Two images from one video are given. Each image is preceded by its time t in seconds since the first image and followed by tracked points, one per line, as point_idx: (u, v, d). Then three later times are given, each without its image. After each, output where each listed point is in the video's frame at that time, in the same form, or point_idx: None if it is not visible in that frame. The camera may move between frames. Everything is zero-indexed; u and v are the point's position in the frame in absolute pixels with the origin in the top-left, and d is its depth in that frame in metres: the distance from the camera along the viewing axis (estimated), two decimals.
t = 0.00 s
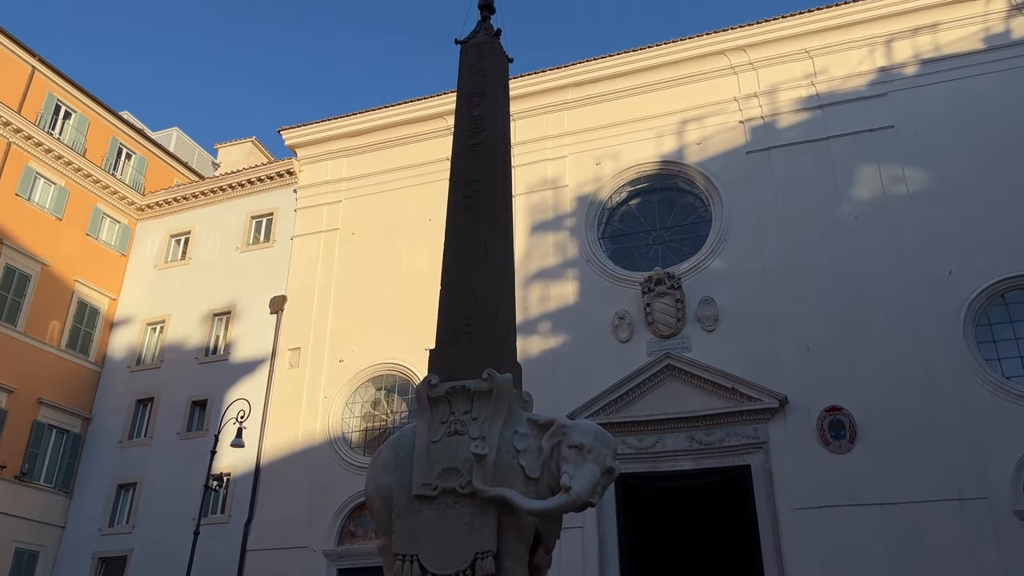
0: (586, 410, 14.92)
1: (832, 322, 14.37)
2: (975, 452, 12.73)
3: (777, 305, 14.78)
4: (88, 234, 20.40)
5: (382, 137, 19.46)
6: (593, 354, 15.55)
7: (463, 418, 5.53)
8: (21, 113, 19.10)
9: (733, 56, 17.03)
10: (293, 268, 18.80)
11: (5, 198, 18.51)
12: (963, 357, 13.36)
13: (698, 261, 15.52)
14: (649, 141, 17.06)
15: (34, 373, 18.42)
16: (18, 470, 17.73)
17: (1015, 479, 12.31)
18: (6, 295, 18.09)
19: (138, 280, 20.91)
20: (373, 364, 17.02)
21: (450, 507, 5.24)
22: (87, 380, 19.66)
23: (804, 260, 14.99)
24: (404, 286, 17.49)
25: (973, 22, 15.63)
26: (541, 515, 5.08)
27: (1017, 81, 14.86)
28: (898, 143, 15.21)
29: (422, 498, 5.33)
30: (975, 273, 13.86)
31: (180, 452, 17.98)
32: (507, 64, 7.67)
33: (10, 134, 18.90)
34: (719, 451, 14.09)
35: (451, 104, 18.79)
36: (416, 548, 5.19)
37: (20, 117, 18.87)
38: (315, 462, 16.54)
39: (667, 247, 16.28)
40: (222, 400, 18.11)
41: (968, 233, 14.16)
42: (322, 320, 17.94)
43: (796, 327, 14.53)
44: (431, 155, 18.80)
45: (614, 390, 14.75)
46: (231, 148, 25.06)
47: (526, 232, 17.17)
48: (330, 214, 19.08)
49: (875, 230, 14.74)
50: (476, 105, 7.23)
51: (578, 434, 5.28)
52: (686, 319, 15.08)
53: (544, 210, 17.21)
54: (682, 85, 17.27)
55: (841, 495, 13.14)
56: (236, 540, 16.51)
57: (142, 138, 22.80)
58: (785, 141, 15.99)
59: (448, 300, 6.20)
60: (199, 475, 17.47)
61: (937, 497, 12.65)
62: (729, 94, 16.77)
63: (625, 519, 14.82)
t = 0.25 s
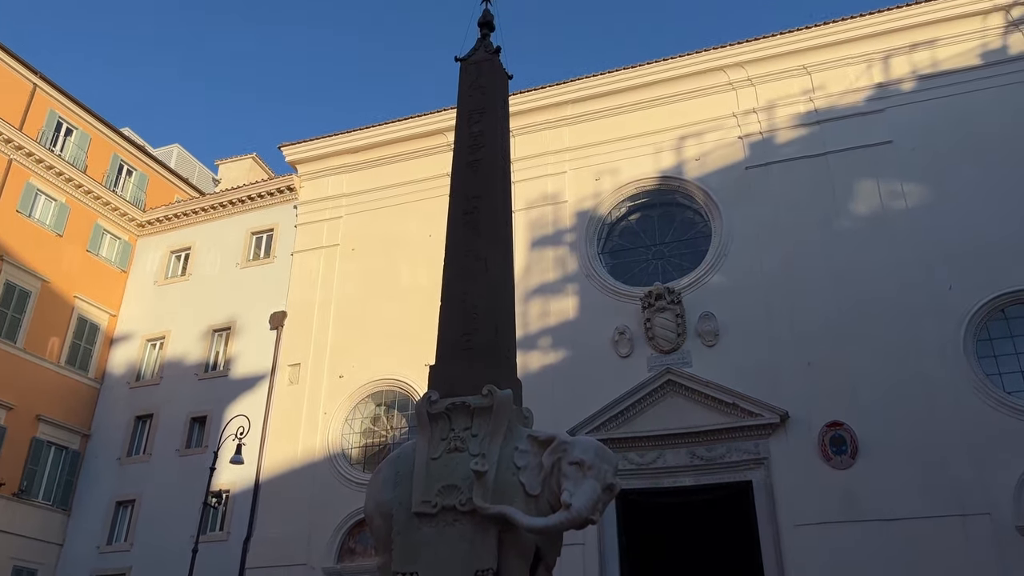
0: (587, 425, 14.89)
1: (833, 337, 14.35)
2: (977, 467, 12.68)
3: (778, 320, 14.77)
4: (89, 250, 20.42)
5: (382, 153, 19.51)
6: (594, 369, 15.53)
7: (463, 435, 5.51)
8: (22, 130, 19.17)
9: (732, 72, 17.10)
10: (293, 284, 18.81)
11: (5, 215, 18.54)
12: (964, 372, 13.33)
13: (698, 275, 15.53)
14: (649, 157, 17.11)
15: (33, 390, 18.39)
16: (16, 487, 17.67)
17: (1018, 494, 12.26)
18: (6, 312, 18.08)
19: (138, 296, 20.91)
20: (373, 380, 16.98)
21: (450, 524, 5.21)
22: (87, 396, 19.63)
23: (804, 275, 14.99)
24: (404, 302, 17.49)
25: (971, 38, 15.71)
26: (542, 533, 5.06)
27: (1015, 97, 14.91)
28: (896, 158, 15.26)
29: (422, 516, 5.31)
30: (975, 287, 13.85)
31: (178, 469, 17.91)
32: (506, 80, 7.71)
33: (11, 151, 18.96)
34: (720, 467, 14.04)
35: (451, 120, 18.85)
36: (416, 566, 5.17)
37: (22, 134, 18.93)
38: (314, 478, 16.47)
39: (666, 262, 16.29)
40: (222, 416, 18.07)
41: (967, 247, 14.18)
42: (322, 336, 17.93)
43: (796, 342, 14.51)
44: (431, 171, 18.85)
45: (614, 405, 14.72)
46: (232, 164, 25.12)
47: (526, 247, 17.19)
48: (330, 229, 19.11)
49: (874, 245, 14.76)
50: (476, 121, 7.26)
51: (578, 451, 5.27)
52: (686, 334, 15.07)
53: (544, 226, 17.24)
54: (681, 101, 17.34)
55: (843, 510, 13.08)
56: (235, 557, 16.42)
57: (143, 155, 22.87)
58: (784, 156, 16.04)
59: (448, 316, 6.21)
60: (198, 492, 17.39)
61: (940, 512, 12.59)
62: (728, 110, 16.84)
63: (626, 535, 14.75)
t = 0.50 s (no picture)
0: (587, 442, 14.84)
1: (833, 353, 14.33)
2: (979, 482, 12.62)
3: (778, 335, 14.75)
4: (89, 267, 20.44)
5: (382, 170, 19.55)
6: (594, 385, 15.49)
7: (462, 452, 5.49)
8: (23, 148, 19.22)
9: (730, 88, 17.17)
10: (293, 300, 18.80)
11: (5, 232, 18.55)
12: (965, 387, 13.29)
13: (698, 291, 15.52)
14: (648, 173, 17.16)
15: (32, 407, 18.34)
16: (14, 505, 17.58)
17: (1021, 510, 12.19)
18: (6, 328, 18.07)
19: (138, 313, 20.89)
20: (373, 396, 16.93)
21: (449, 542, 5.18)
22: (86, 413, 19.58)
23: (803, 290, 14.99)
24: (405, 318, 17.47)
25: (968, 54, 15.80)
26: (542, 551, 5.02)
27: (1013, 112, 14.96)
28: (895, 173, 15.29)
29: (421, 533, 5.28)
30: (976, 302, 13.84)
31: (177, 486, 17.83)
32: (506, 97, 7.73)
33: (12, 168, 19.00)
34: (721, 483, 13.97)
35: (451, 136, 18.91)
36: None
37: (23, 151, 18.98)
38: (314, 495, 16.39)
39: (667, 277, 16.28)
40: (221, 433, 18.00)
41: (966, 262, 14.18)
42: (322, 352, 17.90)
43: (797, 357, 14.49)
44: (431, 187, 18.89)
45: (615, 421, 14.68)
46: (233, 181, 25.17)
47: (526, 263, 17.19)
48: (330, 246, 19.12)
49: (874, 260, 14.76)
50: (475, 138, 7.27)
51: (579, 468, 5.24)
52: (686, 350, 15.05)
53: (544, 242, 17.25)
54: (680, 117, 17.41)
55: (845, 527, 13.00)
56: None
57: (144, 172, 22.92)
58: (783, 171, 16.07)
59: (448, 332, 6.20)
60: (197, 510, 17.30)
61: (942, 528, 12.52)
62: (727, 126, 16.90)
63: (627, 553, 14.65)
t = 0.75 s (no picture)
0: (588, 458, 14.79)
1: (834, 368, 14.29)
2: (981, 498, 12.56)
3: (779, 350, 14.73)
4: (89, 283, 20.46)
5: (382, 185, 19.60)
6: (594, 401, 15.45)
7: (462, 469, 5.48)
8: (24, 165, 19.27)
9: (729, 104, 17.24)
10: (293, 316, 18.78)
11: (6, 249, 18.57)
12: (966, 402, 13.26)
13: (698, 306, 15.52)
14: (648, 188, 17.20)
15: (31, 424, 18.28)
16: (12, 522, 17.50)
17: None
18: (5, 345, 18.05)
19: (137, 329, 20.88)
20: (373, 412, 16.88)
21: (449, 560, 5.16)
22: (85, 431, 19.52)
23: (803, 305, 14.99)
24: (405, 334, 17.45)
25: (965, 70, 15.88)
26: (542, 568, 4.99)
27: (1011, 128, 15.01)
28: (893, 189, 15.32)
29: (420, 551, 5.25)
30: (976, 318, 13.83)
31: (176, 503, 17.74)
32: (505, 114, 7.76)
33: (13, 185, 19.05)
34: (723, 499, 13.91)
35: (451, 152, 18.96)
36: None
37: (24, 168, 19.03)
38: (313, 512, 16.31)
39: (666, 292, 16.28)
40: (221, 450, 17.94)
41: (966, 277, 14.18)
42: (321, 368, 17.86)
43: (797, 372, 14.46)
44: (431, 202, 18.93)
45: (615, 437, 14.63)
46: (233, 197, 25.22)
47: (526, 278, 17.20)
48: (331, 261, 19.14)
49: (874, 275, 14.76)
50: (475, 155, 7.30)
51: (579, 485, 5.22)
52: (686, 365, 15.03)
53: (544, 257, 17.26)
54: (679, 133, 17.47)
55: (847, 543, 12.94)
56: None
57: (144, 188, 22.97)
58: (782, 187, 16.11)
59: (447, 349, 6.19)
60: (196, 527, 17.21)
61: (945, 545, 12.46)
62: (725, 141, 16.96)
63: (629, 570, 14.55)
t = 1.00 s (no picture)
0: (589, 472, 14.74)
1: (835, 382, 14.26)
2: (984, 513, 12.50)
3: (780, 364, 14.70)
4: (89, 298, 20.46)
5: (382, 200, 19.63)
6: (595, 415, 15.41)
7: (463, 485, 5.46)
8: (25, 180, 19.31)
9: (728, 118, 17.29)
10: (293, 330, 18.76)
11: (6, 264, 18.58)
12: (968, 416, 13.22)
13: (698, 319, 15.51)
14: (647, 202, 17.23)
15: (29, 440, 18.22)
16: (10, 539, 17.41)
17: None
18: (5, 361, 18.02)
19: (137, 344, 20.86)
20: (374, 427, 16.83)
21: None
22: (84, 446, 19.47)
23: (804, 318, 14.98)
24: (405, 348, 17.43)
25: (963, 84, 15.94)
26: None
27: (1010, 141, 15.06)
28: (893, 202, 15.34)
29: (420, 567, 5.23)
30: (976, 331, 13.81)
31: (175, 519, 17.66)
32: (505, 129, 7.79)
33: (14, 201, 19.08)
34: (724, 514, 13.84)
35: (451, 166, 19.01)
36: None
37: (25, 184, 19.07)
38: (313, 528, 16.23)
39: (666, 305, 16.27)
40: (220, 465, 17.87)
41: (966, 290, 14.18)
42: (321, 382, 17.83)
43: (798, 386, 14.43)
44: (431, 217, 18.95)
45: (616, 451, 14.59)
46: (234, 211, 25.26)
47: (526, 292, 17.19)
48: (331, 275, 19.14)
49: (873, 288, 14.76)
50: (474, 170, 7.32)
51: (579, 500, 5.18)
52: (687, 379, 15.00)
53: (544, 271, 17.27)
54: (679, 147, 17.52)
55: (849, 558, 12.87)
56: None
57: (145, 203, 23.02)
58: (782, 200, 16.13)
59: (447, 363, 6.18)
60: (195, 543, 17.13)
61: (948, 560, 12.39)
62: (725, 155, 17.00)
63: None
